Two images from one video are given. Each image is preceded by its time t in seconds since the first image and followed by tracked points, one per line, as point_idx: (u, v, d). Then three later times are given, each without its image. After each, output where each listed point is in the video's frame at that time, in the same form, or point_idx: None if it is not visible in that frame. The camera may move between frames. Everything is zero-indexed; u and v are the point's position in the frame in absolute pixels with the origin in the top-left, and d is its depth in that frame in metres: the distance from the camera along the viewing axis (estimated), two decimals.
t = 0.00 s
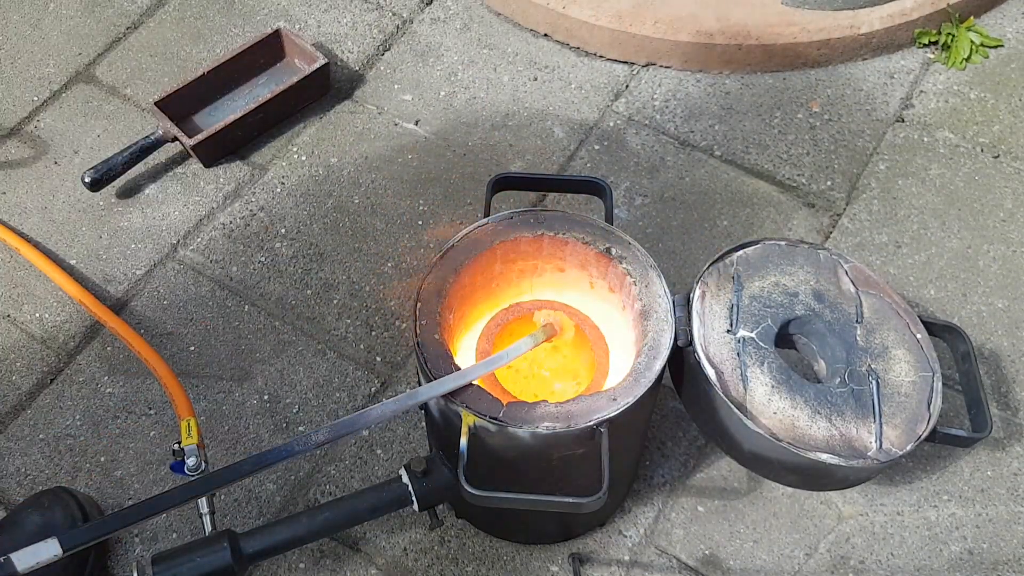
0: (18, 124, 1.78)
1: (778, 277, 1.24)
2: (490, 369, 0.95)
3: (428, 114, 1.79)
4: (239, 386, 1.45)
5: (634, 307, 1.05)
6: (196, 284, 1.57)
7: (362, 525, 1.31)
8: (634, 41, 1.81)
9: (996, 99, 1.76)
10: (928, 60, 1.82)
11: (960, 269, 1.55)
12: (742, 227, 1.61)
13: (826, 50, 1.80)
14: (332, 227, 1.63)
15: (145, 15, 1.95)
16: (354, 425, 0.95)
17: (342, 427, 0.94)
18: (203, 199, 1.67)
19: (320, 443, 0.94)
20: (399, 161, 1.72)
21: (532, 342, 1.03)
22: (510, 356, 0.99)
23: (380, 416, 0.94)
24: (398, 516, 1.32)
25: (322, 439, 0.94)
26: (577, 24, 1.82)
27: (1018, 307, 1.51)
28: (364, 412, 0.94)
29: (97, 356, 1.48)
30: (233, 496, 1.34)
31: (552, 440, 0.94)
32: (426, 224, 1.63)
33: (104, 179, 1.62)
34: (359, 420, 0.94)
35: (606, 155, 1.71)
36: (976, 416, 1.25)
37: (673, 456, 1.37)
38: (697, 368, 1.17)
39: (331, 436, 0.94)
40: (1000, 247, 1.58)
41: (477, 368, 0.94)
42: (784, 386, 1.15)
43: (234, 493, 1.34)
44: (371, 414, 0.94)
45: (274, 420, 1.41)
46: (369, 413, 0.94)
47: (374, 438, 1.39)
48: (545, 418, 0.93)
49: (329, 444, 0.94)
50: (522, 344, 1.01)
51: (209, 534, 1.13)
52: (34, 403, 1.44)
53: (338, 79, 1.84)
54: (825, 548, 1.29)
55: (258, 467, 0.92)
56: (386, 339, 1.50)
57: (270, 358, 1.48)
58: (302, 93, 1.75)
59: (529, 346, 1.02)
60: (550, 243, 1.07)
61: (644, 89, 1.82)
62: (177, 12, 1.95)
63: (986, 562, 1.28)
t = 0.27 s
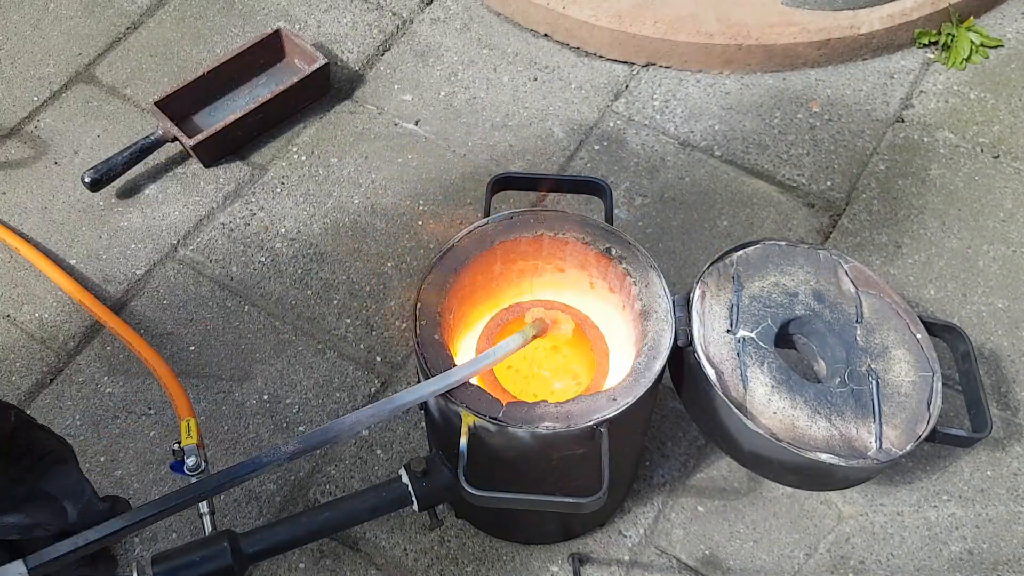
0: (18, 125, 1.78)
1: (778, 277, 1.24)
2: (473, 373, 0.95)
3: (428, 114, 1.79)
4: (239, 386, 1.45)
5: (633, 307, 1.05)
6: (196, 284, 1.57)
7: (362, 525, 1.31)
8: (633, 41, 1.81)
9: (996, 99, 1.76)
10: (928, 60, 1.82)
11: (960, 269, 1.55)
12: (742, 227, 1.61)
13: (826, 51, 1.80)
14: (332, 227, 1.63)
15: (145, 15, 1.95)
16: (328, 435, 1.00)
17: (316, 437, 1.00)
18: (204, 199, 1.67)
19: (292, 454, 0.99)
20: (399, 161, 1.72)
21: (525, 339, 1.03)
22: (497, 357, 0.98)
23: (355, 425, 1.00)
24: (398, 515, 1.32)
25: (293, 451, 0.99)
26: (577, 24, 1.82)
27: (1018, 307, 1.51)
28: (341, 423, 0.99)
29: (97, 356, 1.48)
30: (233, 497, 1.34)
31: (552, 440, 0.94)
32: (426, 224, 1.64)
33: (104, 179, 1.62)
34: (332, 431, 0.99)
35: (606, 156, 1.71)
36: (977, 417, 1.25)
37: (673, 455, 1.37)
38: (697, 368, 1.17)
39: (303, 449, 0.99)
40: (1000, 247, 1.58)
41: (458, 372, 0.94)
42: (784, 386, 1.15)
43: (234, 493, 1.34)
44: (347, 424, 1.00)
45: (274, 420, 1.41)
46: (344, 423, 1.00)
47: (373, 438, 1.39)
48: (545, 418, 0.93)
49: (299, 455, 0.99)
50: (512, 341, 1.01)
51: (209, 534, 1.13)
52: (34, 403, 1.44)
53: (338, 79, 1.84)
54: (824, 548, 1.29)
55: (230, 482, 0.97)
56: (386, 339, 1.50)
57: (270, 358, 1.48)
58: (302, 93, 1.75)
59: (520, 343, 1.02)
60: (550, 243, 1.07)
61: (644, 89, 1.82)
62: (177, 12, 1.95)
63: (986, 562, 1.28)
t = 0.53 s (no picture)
0: (18, 125, 1.78)
1: (778, 277, 1.24)
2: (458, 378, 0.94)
3: (428, 114, 1.79)
4: (239, 386, 1.45)
5: (633, 307, 1.05)
6: (196, 284, 1.57)
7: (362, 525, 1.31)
8: (633, 42, 1.81)
9: (996, 100, 1.76)
10: (928, 60, 1.82)
11: (960, 269, 1.55)
12: (742, 227, 1.61)
13: (826, 51, 1.80)
14: (332, 227, 1.63)
15: (145, 15, 1.95)
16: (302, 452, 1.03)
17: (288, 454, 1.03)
18: (204, 199, 1.67)
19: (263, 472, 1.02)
20: (399, 162, 1.72)
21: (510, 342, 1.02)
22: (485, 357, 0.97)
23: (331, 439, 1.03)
24: (398, 515, 1.32)
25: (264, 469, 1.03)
26: (576, 24, 1.82)
27: (1018, 307, 1.51)
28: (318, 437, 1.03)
29: (97, 356, 1.48)
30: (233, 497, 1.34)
31: (551, 440, 0.94)
32: (426, 224, 1.64)
33: (104, 179, 1.61)
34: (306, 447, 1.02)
35: (606, 156, 1.71)
36: (977, 417, 1.25)
37: (673, 455, 1.37)
38: (697, 368, 1.17)
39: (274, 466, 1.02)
40: (1000, 247, 1.58)
41: (442, 377, 0.94)
42: (784, 386, 1.15)
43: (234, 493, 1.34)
44: (323, 438, 1.03)
45: (274, 421, 1.41)
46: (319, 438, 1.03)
47: (373, 438, 1.39)
48: (546, 418, 0.93)
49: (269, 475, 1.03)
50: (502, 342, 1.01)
51: (210, 534, 1.13)
52: (34, 403, 1.44)
53: (338, 79, 1.84)
54: (825, 548, 1.29)
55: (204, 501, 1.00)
56: (386, 338, 1.50)
57: (271, 358, 1.48)
58: (302, 93, 1.75)
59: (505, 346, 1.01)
60: (550, 243, 1.07)
61: (644, 89, 1.82)
62: (177, 12, 1.95)
63: (986, 562, 1.28)
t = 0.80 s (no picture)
0: (18, 124, 1.78)
1: (778, 277, 1.24)
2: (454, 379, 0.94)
3: (428, 114, 1.79)
4: (239, 386, 1.45)
5: (633, 307, 1.05)
6: (196, 284, 1.57)
7: (362, 525, 1.31)
8: (633, 42, 1.81)
9: (996, 100, 1.76)
10: (928, 60, 1.82)
11: (960, 269, 1.55)
12: (742, 227, 1.61)
13: (826, 51, 1.80)
14: (332, 227, 1.63)
15: (145, 15, 1.95)
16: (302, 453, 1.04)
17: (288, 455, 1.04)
18: (204, 199, 1.67)
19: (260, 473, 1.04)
20: (399, 162, 1.72)
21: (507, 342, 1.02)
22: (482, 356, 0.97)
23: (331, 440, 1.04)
24: (398, 515, 1.32)
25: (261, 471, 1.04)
26: (576, 24, 1.83)
27: (1018, 308, 1.51)
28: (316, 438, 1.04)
29: (97, 356, 1.48)
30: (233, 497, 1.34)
31: (551, 440, 0.94)
32: (426, 224, 1.64)
33: (104, 179, 1.61)
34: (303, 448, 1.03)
35: (606, 156, 1.71)
36: (977, 417, 1.25)
37: (673, 456, 1.37)
38: (697, 369, 1.17)
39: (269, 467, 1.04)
40: (1000, 247, 1.58)
41: (437, 378, 0.94)
42: (784, 386, 1.15)
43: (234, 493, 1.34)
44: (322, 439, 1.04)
45: (274, 421, 1.41)
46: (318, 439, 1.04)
47: (374, 439, 1.39)
48: (546, 418, 0.93)
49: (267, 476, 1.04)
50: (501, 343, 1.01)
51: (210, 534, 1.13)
52: (34, 403, 1.44)
53: (338, 79, 1.84)
54: (825, 548, 1.29)
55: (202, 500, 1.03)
56: (386, 338, 1.50)
57: (271, 358, 1.48)
58: (302, 93, 1.75)
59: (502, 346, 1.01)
60: (550, 243, 1.07)
61: (644, 89, 1.82)
62: (177, 12, 1.96)
63: (986, 562, 1.28)
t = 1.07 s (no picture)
0: (18, 124, 1.78)
1: (778, 277, 1.24)
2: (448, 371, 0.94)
3: (428, 114, 1.79)
4: (239, 386, 1.45)
5: (633, 307, 1.05)
6: (196, 284, 1.57)
7: (362, 525, 1.31)
8: (633, 42, 1.81)
9: (996, 100, 1.76)
10: (928, 60, 1.82)
11: (960, 269, 1.55)
12: (742, 227, 1.61)
13: (826, 51, 1.80)
14: (332, 227, 1.63)
15: (145, 15, 1.95)
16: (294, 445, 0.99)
17: (281, 449, 0.99)
18: (204, 199, 1.67)
19: (252, 467, 0.98)
20: (399, 161, 1.72)
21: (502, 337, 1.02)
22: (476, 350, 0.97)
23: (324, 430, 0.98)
24: (398, 515, 1.32)
25: (251, 462, 0.98)
26: (576, 24, 1.83)
27: (1018, 308, 1.51)
28: (310, 427, 0.98)
29: (97, 356, 1.48)
30: (233, 496, 1.34)
31: (551, 440, 0.94)
32: (426, 224, 1.64)
33: (104, 179, 1.61)
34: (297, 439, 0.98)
35: (606, 156, 1.71)
36: (977, 417, 1.25)
37: (673, 455, 1.37)
38: (697, 369, 1.17)
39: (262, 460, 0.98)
40: (1000, 247, 1.58)
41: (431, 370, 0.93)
42: (784, 386, 1.15)
43: (234, 493, 1.34)
44: (316, 429, 0.98)
45: (274, 421, 1.41)
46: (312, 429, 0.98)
47: (374, 438, 1.39)
48: (546, 418, 0.93)
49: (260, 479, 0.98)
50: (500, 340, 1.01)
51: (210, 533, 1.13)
52: (34, 403, 1.44)
53: (338, 79, 1.84)
54: (825, 548, 1.29)
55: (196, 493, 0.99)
56: (386, 338, 1.50)
57: (270, 358, 1.48)
58: (302, 93, 1.75)
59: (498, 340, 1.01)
60: (549, 243, 1.07)
61: (644, 89, 1.82)
62: (177, 12, 1.96)
63: (986, 563, 1.28)
